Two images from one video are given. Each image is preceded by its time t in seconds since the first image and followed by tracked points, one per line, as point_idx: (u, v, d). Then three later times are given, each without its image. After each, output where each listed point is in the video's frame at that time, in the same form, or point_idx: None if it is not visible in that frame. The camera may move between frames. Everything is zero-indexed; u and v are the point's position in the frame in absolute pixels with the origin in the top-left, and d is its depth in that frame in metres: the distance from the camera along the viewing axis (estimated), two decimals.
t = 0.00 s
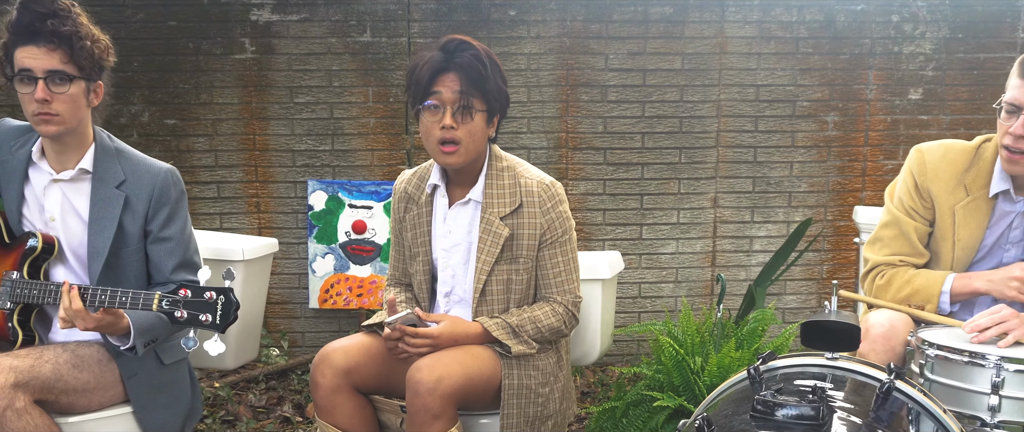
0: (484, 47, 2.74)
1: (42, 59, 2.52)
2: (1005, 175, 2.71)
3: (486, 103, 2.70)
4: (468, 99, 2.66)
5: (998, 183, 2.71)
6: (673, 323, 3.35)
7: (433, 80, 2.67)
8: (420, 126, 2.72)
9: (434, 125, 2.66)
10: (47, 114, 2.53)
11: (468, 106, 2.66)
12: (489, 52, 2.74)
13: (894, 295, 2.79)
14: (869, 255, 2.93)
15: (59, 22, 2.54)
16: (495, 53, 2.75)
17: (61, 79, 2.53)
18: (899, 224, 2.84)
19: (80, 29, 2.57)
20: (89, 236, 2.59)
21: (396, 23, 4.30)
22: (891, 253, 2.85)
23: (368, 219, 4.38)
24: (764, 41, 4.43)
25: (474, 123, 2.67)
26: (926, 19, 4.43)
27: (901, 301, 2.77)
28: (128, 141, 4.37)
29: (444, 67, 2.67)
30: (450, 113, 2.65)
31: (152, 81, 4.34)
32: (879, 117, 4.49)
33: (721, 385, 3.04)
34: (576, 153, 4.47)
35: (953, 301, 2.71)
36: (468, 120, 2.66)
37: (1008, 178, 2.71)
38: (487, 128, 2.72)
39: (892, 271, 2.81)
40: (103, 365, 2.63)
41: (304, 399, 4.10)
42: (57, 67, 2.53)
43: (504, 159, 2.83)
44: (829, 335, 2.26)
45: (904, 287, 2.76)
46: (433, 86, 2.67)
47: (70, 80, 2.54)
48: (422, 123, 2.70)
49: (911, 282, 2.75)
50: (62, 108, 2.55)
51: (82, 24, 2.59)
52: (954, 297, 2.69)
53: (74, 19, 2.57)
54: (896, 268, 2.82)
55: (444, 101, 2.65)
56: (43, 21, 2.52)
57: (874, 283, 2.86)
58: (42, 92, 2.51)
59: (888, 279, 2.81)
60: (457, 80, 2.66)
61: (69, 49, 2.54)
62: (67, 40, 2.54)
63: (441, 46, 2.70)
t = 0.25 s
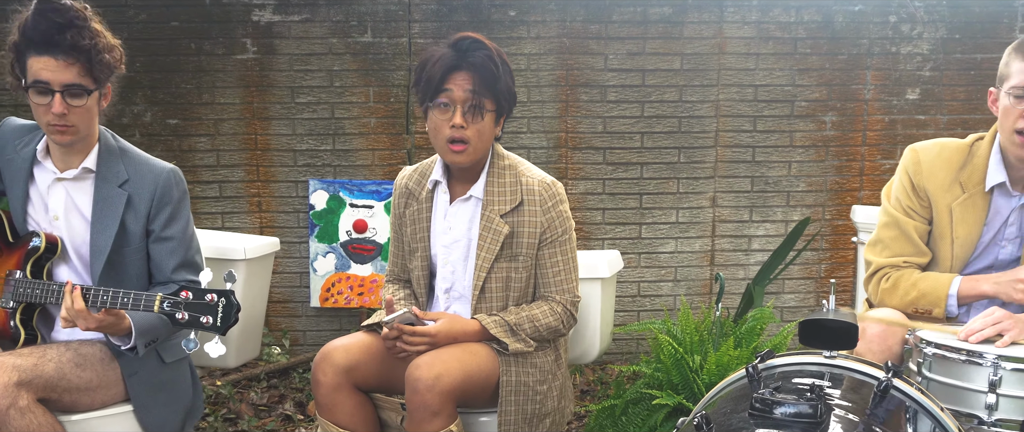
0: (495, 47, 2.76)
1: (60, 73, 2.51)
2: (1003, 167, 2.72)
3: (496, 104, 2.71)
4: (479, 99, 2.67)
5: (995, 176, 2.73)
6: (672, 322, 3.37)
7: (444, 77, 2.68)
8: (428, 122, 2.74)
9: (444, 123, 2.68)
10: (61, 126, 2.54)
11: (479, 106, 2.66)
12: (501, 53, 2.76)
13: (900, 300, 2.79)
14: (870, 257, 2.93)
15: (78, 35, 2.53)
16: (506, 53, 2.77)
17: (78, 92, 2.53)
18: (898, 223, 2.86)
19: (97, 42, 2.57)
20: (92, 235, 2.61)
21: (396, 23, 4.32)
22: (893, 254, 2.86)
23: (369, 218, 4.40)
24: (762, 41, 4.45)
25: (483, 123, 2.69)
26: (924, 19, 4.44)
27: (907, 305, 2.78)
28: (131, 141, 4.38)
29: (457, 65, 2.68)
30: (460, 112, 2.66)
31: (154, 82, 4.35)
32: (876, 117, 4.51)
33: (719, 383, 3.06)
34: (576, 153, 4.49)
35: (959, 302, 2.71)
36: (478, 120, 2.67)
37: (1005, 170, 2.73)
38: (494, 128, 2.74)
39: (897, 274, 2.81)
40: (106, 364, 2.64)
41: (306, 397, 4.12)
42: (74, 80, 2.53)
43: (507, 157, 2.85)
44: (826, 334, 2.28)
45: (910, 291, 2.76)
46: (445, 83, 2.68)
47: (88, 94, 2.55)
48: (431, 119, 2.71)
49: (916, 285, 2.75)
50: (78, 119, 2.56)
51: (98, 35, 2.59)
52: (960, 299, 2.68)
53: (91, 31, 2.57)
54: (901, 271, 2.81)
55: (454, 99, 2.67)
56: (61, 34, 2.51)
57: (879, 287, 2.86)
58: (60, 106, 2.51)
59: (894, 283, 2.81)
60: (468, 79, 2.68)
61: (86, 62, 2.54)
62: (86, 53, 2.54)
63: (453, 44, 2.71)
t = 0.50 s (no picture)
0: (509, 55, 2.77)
1: (64, 106, 2.50)
2: (995, 163, 2.74)
3: (509, 112, 2.73)
4: (492, 107, 2.69)
5: (987, 174, 2.75)
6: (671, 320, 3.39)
7: (461, 84, 2.69)
8: (439, 128, 2.75)
9: (457, 130, 2.69)
10: (69, 151, 2.58)
11: (494, 115, 2.69)
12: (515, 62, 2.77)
13: (897, 293, 2.80)
14: (866, 253, 2.95)
15: (78, 69, 2.51)
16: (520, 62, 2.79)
17: (83, 121, 2.54)
18: (892, 218, 2.88)
19: (97, 73, 2.55)
20: (92, 240, 2.63)
21: (397, 24, 4.34)
22: (889, 249, 2.88)
23: (370, 217, 4.42)
24: (761, 42, 4.47)
25: (495, 131, 2.70)
26: (921, 20, 4.46)
27: (905, 299, 2.79)
28: (133, 141, 4.40)
29: (472, 73, 2.69)
30: (474, 120, 2.68)
31: (157, 82, 4.37)
32: (874, 117, 4.53)
33: (718, 382, 3.08)
34: (575, 153, 4.51)
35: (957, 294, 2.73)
36: (490, 128, 2.69)
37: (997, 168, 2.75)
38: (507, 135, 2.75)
39: (894, 268, 2.82)
40: (109, 362, 2.66)
41: (307, 395, 4.14)
42: (78, 113, 2.53)
43: (513, 161, 2.87)
44: (825, 333, 2.30)
45: (907, 284, 2.77)
46: (460, 90, 2.69)
47: (92, 121, 2.56)
48: (443, 125, 2.72)
49: (913, 279, 2.77)
50: (84, 142, 2.59)
51: (97, 63, 2.57)
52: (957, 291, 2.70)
53: (90, 62, 2.54)
54: (896, 265, 2.83)
55: (468, 107, 2.68)
56: (62, 71, 2.49)
57: (876, 281, 2.87)
58: (67, 136, 2.53)
59: (890, 276, 2.82)
60: (484, 87, 2.69)
61: (88, 95, 2.52)
62: (86, 87, 2.52)
63: (469, 50, 2.72)
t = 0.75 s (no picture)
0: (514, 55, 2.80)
1: (60, 85, 2.52)
2: (994, 166, 2.75)
3: (515, 110, 2.76)
4: (499, 105, 2.71)
5: (986, 176, 2.76)
6: (670, 319, 3.41)
7: (466, 82, 2.70)
8: (445, 126, 2.76)
9: (462, 128, 2.71)
10: (63, 132, 2.58)
11: (499, 113, 2.71)
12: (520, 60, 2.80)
13: (894, 292, 2.83)
14: (865, 254, 2.98)
15: (77, 48, 2.55)
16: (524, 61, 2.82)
17: (79, 101, 2.57)
18: (891, 219, 2.90)
19: (95, 53, 2.59)
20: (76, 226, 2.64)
21: (398, 24, 4.36)
22: (886, 250, 2.91)
23: (370, 217, 4.44)
24: (759, 42, 4.49)
25: (501, 130, 2.73)
26: (918, 20, 4.48)
27: (903, 296, 2.81)
28: (136, 141, 4.42)
29: (478, 71, 2.71)
30: (479, 118, 2.70)
31: (159, 82, 4.39)
32: (872, 117, 4.55)
33: (716, 380, 3.10)
34: (575, 152, 4.53)
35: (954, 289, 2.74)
36: (496, 126, 2.71)
37: (996, 170, 2.76)
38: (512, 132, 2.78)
39: (891, 268, 2.85)
40: (110, 361, 2.68)
41: (309, 393, 4.16)
42: (76, 92, 2.55)
43: (518, 162, 2.89)
44: (823, 331, 2.32)
45: (904, 281, 2.80)
46: (466, 88, 2.70)
47: (89, 102, 2.58)
48: (449, 123, 2.74)
49: (910, 276, 2.79)
50: (80, 124, 2.60)
51: (96, 43, 2.61)
52: (954, 286, 2.72)
53: (89, 41, 2.58)
54: (895, 265, 2.86)
55: (474, 105, 2.70)
56: (61, 46, 2.52)
57: (874, 281, 2.90)
58: (62, 116, 2.54)
59: (888, 276, 2.84)
60: (489, 86, 2.70)
61: (86, 73, 2.56)
62: (85, 65, 2.55)
63: (473, 49, 2.74)
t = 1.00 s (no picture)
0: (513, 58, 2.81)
1: (48, 96, 2.53)
2: (985, 162, 2.78)
3: (514, 115, 2.77)
4: (497, 111, 2.72)
5: (977, 171, 2.79)
6: (669, 318, 3.44)
7: (465, 88, 2.72)
8: (445, 133, 2.78)
9: (462, 134, 2.72)
10: (56, 143, 2.60)
11: (499, 118, 2.72)
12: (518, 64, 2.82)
13: (892, 295, 2.85)
14: (862, 256, 3.00)
15: (61, 57, 2.55)
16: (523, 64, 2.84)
17: (69, 111, 2.58)
18: (885, 221, 2.93)
19: (79, 61, 2.58)
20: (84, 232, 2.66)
21: (399, 25, 4.38)
22: (882, 252, 2.94)
23: (371, 216, 4.46)
24: (757, 42, 4.51)
25: (500, 135, 2.74)
26: (916, 21, 4.50)
27: (899, 299, 2.83)
28: (138, 140, 4.44)
29: (476, 77, 2.73)
30: (479, 124, 2.71)
31: (161, 82, 4.41)
32: (869, 116, 4.57)
33: (715, 378, 3.13)
34: (575, 152, 4.55)
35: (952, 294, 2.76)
36: (495, 131, 2.73)
37: (987, 166, 2.78)
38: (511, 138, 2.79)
39: (888, 271, 2.87)
40: (113, 359, 2.70)
41: (310, 391, 4.18)
42: (64, 102, 2.56)
43: (519, 165, 2.91)
44: (822, 330, 2.34)
45: (901, 285, 2.81)
46: (465, 94, 2.72)
47: (78, 110, 2.59)
48: (448, 129, 2.76)
49: (907, 280, 2.81)
50: (72, 134, 2.62)
51: (80, 51, 2.61)
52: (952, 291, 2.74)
53: (72, 50, 2.58)
54: (892, 267, 2.88)
55: (474, 111, 2.71)
56: (45, 58, 2.52)
57: (872, 284, 2.92)
58: (54, 127, 2.56)
59: (886, 280, 2.86)
60: (488, 91, 2.72)
61: (72, 82, 2.56)
62: (70, 74, 2.55)
63: (473, 55, 2.76)
